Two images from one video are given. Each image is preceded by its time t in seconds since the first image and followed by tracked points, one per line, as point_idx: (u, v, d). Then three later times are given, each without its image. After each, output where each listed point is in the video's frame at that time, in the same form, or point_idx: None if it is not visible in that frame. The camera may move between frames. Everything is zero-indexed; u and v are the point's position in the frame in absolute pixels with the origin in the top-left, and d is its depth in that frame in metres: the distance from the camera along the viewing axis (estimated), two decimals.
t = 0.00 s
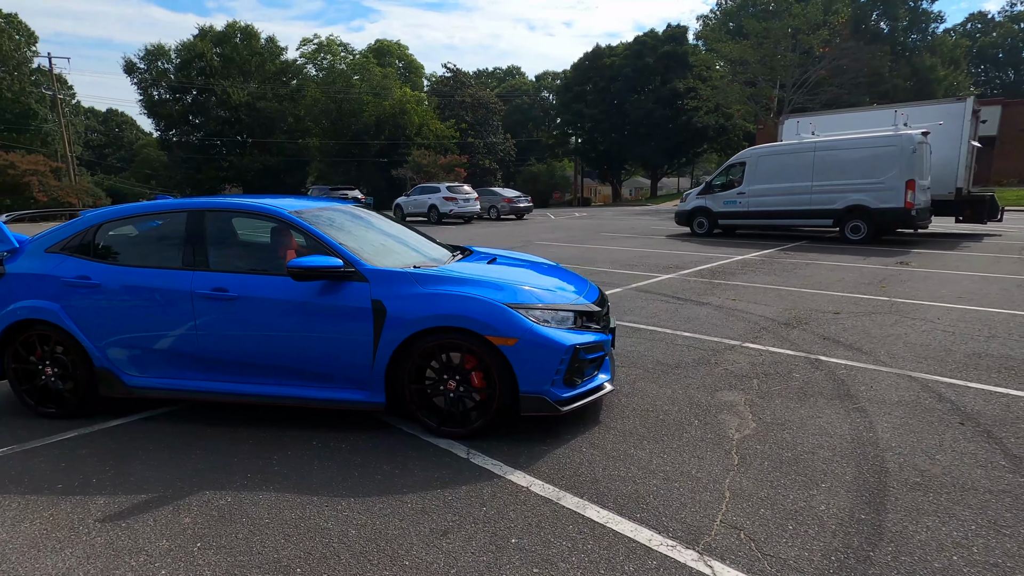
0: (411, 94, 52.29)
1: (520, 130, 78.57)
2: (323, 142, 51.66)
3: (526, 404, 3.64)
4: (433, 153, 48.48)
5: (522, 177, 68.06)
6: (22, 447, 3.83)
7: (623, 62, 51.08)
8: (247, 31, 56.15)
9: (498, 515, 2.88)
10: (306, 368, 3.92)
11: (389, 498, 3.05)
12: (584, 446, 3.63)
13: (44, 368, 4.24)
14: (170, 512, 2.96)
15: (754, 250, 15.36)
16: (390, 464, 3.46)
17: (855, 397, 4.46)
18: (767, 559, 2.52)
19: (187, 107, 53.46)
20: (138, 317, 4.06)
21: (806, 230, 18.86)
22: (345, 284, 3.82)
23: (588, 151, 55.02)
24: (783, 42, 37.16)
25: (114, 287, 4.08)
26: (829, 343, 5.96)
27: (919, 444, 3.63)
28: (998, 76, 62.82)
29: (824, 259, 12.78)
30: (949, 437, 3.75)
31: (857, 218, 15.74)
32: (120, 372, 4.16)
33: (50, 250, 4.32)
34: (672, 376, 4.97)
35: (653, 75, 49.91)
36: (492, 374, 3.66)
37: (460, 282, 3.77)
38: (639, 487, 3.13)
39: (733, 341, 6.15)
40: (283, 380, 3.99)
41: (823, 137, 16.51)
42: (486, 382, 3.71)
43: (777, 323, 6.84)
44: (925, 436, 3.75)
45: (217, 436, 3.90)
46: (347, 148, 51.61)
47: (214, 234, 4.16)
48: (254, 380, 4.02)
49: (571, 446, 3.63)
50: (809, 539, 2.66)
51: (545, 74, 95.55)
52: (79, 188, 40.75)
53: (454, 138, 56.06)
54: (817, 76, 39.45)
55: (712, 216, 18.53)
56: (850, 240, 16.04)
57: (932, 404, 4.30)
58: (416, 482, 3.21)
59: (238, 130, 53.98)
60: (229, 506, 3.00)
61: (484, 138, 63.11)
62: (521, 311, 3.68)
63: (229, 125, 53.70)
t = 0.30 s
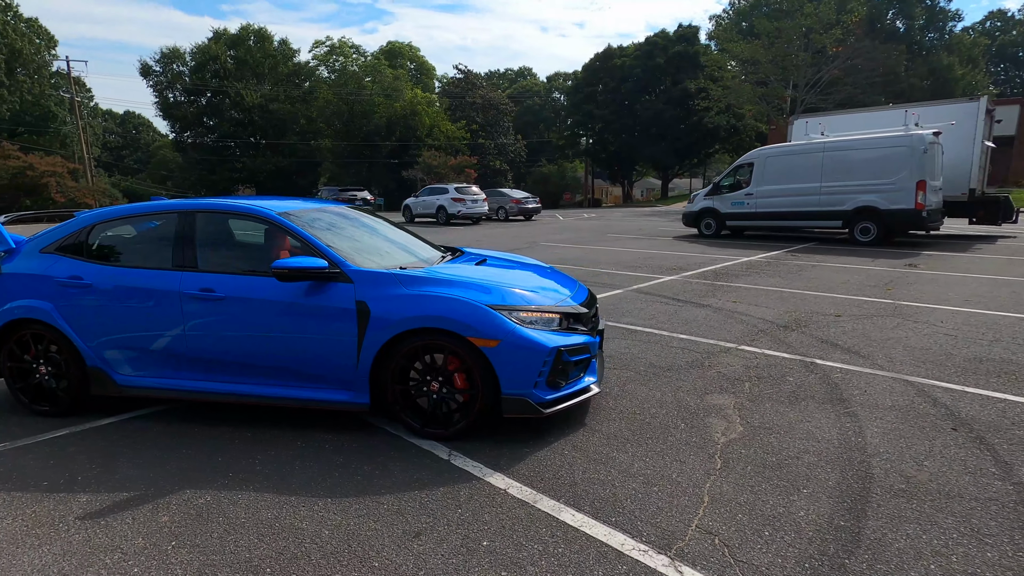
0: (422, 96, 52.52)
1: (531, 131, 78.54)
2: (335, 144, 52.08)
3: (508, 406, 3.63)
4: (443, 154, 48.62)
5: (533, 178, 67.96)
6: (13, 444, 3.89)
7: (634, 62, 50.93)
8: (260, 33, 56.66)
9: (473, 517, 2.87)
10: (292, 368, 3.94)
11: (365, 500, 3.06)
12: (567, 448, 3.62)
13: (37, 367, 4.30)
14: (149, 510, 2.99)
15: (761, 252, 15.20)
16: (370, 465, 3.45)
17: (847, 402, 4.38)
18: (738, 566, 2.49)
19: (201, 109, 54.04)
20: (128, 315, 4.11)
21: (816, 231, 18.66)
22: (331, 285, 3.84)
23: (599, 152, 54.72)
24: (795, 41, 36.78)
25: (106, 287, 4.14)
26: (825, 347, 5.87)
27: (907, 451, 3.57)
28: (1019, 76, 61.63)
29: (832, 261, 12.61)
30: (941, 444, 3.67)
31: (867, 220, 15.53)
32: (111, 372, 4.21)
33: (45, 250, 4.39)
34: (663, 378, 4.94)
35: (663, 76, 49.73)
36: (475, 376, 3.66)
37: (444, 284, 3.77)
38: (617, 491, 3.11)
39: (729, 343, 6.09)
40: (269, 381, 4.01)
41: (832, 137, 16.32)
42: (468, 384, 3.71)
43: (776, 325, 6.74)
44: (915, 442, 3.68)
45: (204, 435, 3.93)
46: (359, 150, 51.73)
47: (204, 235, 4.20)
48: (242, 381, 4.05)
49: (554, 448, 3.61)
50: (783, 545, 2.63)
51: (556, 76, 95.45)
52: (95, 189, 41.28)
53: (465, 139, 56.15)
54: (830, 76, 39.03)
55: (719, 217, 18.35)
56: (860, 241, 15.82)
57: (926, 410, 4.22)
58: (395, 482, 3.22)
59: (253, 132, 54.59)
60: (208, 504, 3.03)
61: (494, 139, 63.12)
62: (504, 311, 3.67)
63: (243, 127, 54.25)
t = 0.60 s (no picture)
0: (449, 96, 52.78)
1: (558, 131, 78.18)
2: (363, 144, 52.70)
3: (496, 407, 3.56)
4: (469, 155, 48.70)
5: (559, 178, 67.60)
6: (16, 434, 3.97)
7: (662, 61, 50.26)
8: (292, 36, 57.68)
9: (450, 521, 2.80)
10: (283, 365, 3.93)
11: (343, 499, 3.01)
12: (556, 451, 3.53)
13: (42, 359, 4.39)
14: (131, 504, 3.00)
15: (786, 253, 14.79)
16: (356, 463, 3.42)
17: (859, 410, 4.18)
18: None
19: (235, 110, 55.29)
20: (127, 310, 4.17)
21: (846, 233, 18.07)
22: (322, 282, 3.82)
23: (625, 152, 53.94)
24: (829, 38, 35.74)
25: (106, 282, 4.20)
26: (841, 351, 5.63)
27: (918, 463, 3.36)
28: None
29: (860, 263, 12.16)
30: (954, 456, 3.46)
31: (899, 221, 14.95)
32: (111, 366, 4.27)
33: (51, 245, 4.48)
34: (665, 382, 4.78)
35: (692, 74, 48.92)
36: (463, 375, 3.59)
37: (434, 280, 3.72)
38: (600, 497, 3.00)
39: (739, 347, 5.88)
40: (260, 377, 4.01)
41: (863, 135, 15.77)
42: (457, 383, 3.64)
43: (792, 329, 6.51)
44: (926, 454, 3.48)
45: (198, 430, 3.95)
46: (386, 150, 52.01)
47: (201, 231, 4.23)
48: (236, 377, 4.06)
49: (543, 452, 3.51)
50: (769, 562, 2.49)
51: (584, 75, 94.80)
52: (133, 188, 42.53)
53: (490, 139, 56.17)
54: (866, 72, 37.80)
55: (744, 218, 17.91)
56: (891, 244, 15.27)
57: (944, 421, 3.97)
58: (377, 482, 3.18)
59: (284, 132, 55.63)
60: (189, 501, 3.02)
61: (520, 139, 63.00)
62: (494, 310, 3.59)
63: (274, 127, 55.30)
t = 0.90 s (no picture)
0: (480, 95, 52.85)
1: (589, 130, 77.49)
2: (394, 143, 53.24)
3: (488, 414, 3.53)
4: (498, 154, 48.72)
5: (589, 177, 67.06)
6: (29, 428, 4.12)
7: (694, 59, 49.35)
8: (327, 36, 58.57)
9: (429, 529, 2.78)
10: (281, 366, 3.98)
11: (327, 504, 3.02)
12: (547, 461, 3.47)
13: (58, 355, 4.55)
14: (124, 501, 3.07)
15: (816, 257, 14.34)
16: (345, 467, 3.43)
17: (870, 426, 3.99)
18: None
19: (271, 110, 56.50)
20: (136, 309, 4.28)
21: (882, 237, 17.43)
22: (319, 284, 3.84)
23: (656, 151, 53.26)
24: (870, 33, 34.48)
25: (117, 281, 4.32)
26: (860, 363, 5.40)
27: (926, 486, 3.18)
28: None
29: (893, 269, 11.71)
30: (966, 479, 3.27)
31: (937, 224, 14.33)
32: (121, 363, 4.40)
33: (68, 245, 4.63)
34: (669, 391, 4.66)
35: (726, 72, 47.90)
36: (455, 381, 3.57)
37: (429, 285, 3.70)
38: (584, 512, 2.93)
39: (752, 355, 5.72)
40: (260, 377, 4.06)
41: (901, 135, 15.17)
42: (449, 388, 3.63)
43: (810, 338, 6.28)
44: (938, 475, 3.30)
45: (199, 428, 4.03)
46: (416, 148, 52.18)
47: (206, 232, 4.30)
48: (237, 376, 4.13)
49: (534, 461, 3.46)
50: None
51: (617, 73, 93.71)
52: (173, 186, 43.89)
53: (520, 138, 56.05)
54: (909, 69, 36.33)
55: (774, 220, 17.44)
56: (928, 248, 14.65)
57: (961, 440, 3.76)
58: (363, 487, 3.18)
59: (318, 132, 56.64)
60: (179, 500, 3.08)
61: (551, 137, 62.67)
62: (487, 317, 3.55)
63: (308, 127, 56.31)
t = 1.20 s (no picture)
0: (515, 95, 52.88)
1: (624, 129, 76.60)
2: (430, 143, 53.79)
3: (486, 411, 3.55)
4: (532, 154, 48.68)
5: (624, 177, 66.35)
6: (59, 412, 4.36)
7: (733, 57, 48.36)
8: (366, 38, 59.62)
9: (418, 521, 2.83)
10: (290, 359, 4.09)
11: (324, 493, 3.11)
12: (543, 459, 3.48)
13: (87, 343, 4.79)
14: (135, 484, 3.22)
15: (852, 260, 13.85)
16: (346, 459, 3.51)
17: (884, 435, 3.85)
18: None
19: (311, 110, 57.83)
20: (157, 302, 4.46)
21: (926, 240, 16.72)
22: (327, 280, 3.93)
23: (693, 151, 52.37)
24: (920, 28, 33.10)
25: (141, 274, 4.52)
26: (884, 370, 5.20)
27: (936, 499, 3.05)
28: None
29: (933, 273, 11.22)
30: (979, 493, 3.13)
31: (984, 227, 13.65)
32: (144, 352, 4.60)
33: (99, 239, 4.87)
34: (678, 393, 4.59)
35: (767, 70, 46.73)
36: (455, 377, 3.61)
37: (433, 282, 3.74)
38: (574, 511, 2.92)
39: (769, 359, 5.58)
40: (270, 369, 4.19)
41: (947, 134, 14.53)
42: (450, 384, 3.67)
43: (834, 343, 6.08)
44: (949, 488, 3.17)
45: (213, 416, 4.19)
46: (451, 148, 53.18)
47: (224, 228, 4.46)
48: (249, 368, 4.26)
49: (530, 459, 3.47)
50: None
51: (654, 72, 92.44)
52: (217, 184, 45.33)
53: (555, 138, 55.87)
54: (962, 65, 34.70)
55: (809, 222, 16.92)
56: (974, 252, 13.98)
57: (981, 453, 3.58)
58: (360, 479, 3.25)
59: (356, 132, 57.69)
60: (186, 485, 3.21)
61: (586, 137, 62.24)
62: (487, 315, 3.58)
63: (346, 127, 57.42)
